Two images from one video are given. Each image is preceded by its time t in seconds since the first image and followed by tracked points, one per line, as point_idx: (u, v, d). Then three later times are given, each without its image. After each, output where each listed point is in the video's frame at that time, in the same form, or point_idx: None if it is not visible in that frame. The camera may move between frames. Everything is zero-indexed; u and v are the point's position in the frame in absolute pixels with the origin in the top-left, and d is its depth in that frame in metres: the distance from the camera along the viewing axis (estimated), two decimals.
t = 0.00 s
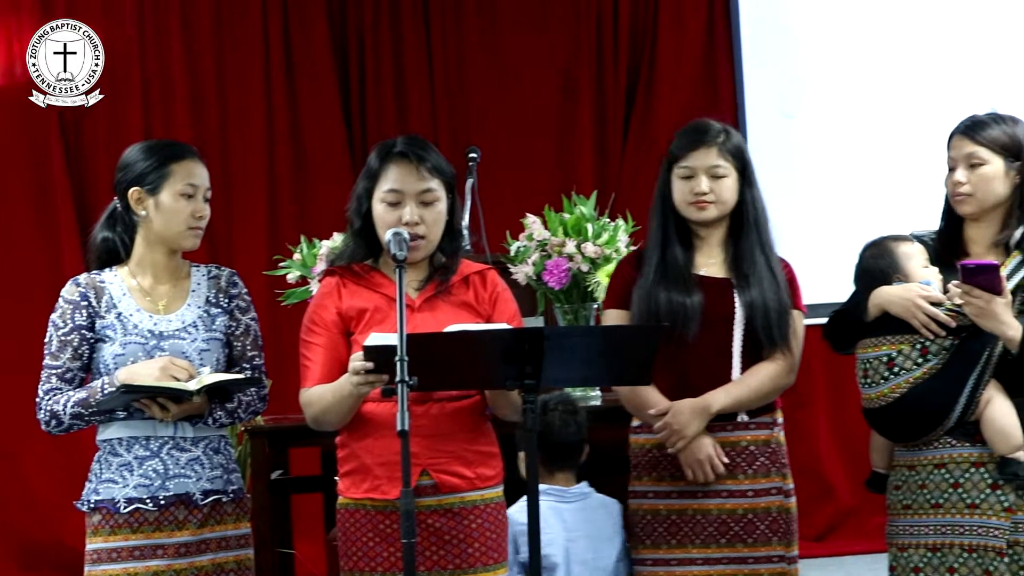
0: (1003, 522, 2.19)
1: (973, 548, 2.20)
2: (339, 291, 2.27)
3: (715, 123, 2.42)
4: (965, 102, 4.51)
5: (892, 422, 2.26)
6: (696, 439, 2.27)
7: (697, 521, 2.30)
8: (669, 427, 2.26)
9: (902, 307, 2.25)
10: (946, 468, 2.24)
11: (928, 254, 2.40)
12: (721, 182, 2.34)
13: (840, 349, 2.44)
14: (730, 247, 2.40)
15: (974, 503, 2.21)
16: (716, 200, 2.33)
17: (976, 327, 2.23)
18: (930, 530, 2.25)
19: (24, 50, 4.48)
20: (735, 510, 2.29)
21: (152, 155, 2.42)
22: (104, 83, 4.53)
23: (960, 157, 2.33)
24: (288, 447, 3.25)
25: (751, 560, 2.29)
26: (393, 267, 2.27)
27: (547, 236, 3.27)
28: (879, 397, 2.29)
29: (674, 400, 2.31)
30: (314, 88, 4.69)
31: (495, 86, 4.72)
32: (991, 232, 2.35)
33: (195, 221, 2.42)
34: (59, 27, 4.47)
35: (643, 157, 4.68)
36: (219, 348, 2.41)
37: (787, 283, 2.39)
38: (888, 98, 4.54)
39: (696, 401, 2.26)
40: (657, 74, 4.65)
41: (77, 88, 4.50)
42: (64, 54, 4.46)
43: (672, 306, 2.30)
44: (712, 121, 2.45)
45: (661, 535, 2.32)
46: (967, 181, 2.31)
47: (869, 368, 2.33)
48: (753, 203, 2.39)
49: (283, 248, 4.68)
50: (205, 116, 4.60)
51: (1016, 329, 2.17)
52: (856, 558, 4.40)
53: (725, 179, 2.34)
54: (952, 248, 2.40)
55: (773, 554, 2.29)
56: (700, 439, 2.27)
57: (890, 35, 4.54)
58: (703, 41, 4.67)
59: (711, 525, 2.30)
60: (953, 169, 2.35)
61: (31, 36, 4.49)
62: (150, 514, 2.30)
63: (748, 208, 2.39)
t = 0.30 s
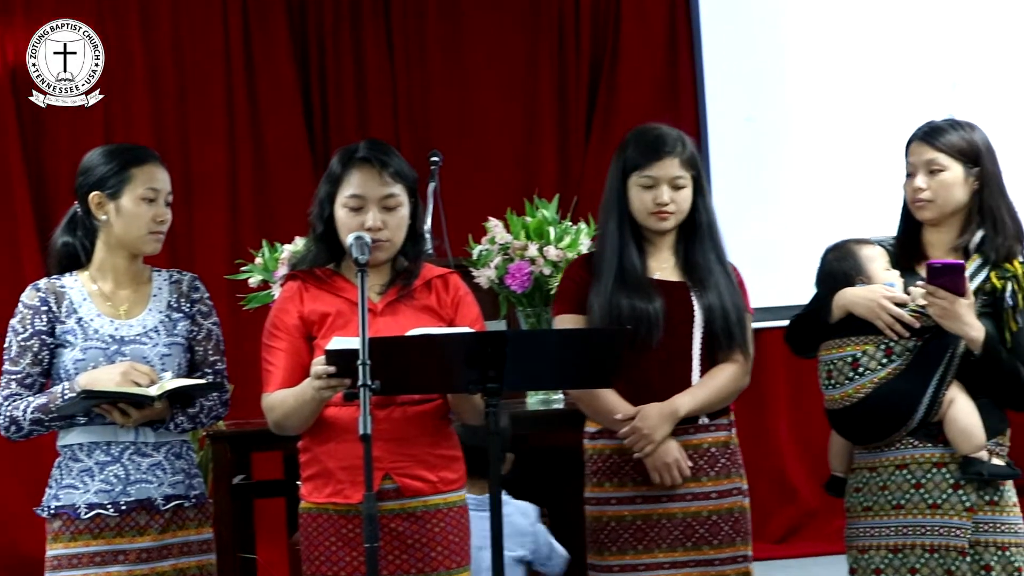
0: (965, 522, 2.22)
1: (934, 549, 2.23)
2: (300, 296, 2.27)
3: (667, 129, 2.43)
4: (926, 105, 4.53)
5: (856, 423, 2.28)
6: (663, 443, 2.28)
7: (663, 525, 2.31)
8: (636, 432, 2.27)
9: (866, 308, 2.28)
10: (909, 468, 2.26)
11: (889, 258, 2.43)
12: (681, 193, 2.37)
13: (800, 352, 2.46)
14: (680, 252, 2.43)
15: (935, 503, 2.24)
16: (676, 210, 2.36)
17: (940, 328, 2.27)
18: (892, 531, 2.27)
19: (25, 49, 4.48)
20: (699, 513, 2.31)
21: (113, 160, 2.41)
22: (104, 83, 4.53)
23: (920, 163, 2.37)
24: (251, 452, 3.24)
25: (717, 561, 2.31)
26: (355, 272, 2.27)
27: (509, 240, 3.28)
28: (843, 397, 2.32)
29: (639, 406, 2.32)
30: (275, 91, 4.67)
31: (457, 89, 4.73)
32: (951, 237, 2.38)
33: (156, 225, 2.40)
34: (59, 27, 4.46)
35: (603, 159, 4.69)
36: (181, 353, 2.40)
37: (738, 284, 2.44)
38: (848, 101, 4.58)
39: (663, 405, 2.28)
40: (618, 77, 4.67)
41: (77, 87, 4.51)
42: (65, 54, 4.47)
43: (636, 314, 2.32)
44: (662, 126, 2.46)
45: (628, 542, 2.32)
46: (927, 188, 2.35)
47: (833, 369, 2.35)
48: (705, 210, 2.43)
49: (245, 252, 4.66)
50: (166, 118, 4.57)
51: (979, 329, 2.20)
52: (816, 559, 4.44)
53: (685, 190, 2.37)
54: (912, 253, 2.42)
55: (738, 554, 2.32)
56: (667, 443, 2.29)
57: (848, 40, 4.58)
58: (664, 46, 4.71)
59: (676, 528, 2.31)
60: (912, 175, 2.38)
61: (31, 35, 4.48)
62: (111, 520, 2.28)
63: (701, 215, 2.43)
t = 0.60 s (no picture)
0: (928, 524, 2.24)
1: (898, 550, 2.25)
2: (266, 300, 2.27)
3: (628, 136, 2.45)
4: (886, 111, 4.59)
5: (821, 425, 2.31)
6: (634, 446, 2.29)
7: (632, 529, 2.33)
8: (607, 435, 2.28)
9: (831, 311, 2.30)
10: (873, 471, 2.28)
11: (851, 261, 2.47)
12: (644, 202, 2.39)
13: (766, 357, 2.51)
14: (641, 257, 2.46)
15: (899, 505, 2.26)
16: (639, 218, 2.39)
17: (903, 331, 2.29)
18: (857, 533, 2.29)
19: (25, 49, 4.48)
20: (667, 516, 2.33)
21: (76, 164, 2.39)
22: (103, 83, 4.53)
23: (883, 169, 2.40)
24: (215, 457, 3.22)
25: (684, 564, 2.33)
26: (320, 275, 2.27)
27: (474, 244, 3.29)
28: (808, 400, 2.34)
29: (608, 409, 2.33)
30: (240, 94, 4.65)
31: (422, 93, 4.72)
32: (912, 242, 2.41)
33: (120, 229, 2.39)
34: (60, 27, 4.46)
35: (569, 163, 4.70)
36: (145, 358, 2.38)
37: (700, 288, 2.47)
38: (810, 107, 4.62)
39: (634, 409, 2.29)
40: (583, 82, 4.70)
41: (76, 87, 4.50)
42: (64, 54, 4.47)
43: (603, 320, 2.33)
44: (621, 133, 2.48)
45: (597, 547, 2.33)
46: (890, 193, 2.38)
47: (798, 371, 2.37)
48: (665, 217, 2.46)
49: (209, 257, 4.64)
50: (132, 121, 4.56)
51: (942, 332, 2.21)
52: (781, 562, 4.47)
53: (647, 199, 2.40)
54: (875, 257, 2.46)
55: (705, 556, 2.34)
56: (637, 446, 2.30)
57: (810, 47, 4.63)
58: (629, 51, 4.73)
59: (645, 532, 2.33)
60: (876, 180, 2.42)
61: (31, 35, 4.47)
62: (74, 525, 2.27)
63: (662, 222, 2.46)
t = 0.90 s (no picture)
0: (900, 528, 2.26)
1: (870, 555, 2.27)
2: (242, 301, 2.26)
3: (604, 140, 2.47)
4: (862, 117, 4.62)
5: (794, 429, 2.32)
6: (612, 449, 2.31)
7: (610, 533, 2.33)
8: (586, 437, 2.29)
9: (805, 315, 2.31)
10: (846, 475, 2.30)
11: (826, 265, 2.49)
12: (620, 205, 2.41)
13: (741, 360, 2.53)
14: (617, 261, 2.48)
15: (872, 510, 2.27)
16: (615, 221, 2.40)
17: (877, 336, 2.31)
18: (829, 537, 2.31)
19: (25, 49, 4.54)
20: (646, 520, 2.34)
21: (53, 168, 2.38)
22: (102, 83, 4.57)
23: (858, 175, 2.43)
24: (192, 461, 3.21)
25: (663, 568, 2.34)
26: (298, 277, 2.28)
27: (452, 249, 3.30)
28: (782, 403, 2.35)
29: (585, 413, 2.34)
30: (218, 97, 4.64)
31: (400, 97, 4.73)
32: (886, 247, 2.44)
33: (96, 234, 2.38)
34: (60, 27, 4.51)
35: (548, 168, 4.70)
36: (123, 362, 2.37)
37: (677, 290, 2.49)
38: (785, 113, 4.65)
39: (612, 411, 2.30)
40: (560, 87, 4.71)
41: (76, 87, 4.55)
42: (62, 53, 4.52)
43: (580, 324, 2.34)
44: (595, 136, 2.50)
45: (575, 551, 2.34)
46: (865, 198, 2.41)
47: (772, 375, 2.39)
48: (641, 220, 2.49)
49: (186, 261, 4.63)
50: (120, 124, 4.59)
51: (915, 336, 2.24)
52: (758, 566, 4.49)
53: (623, 202, 2.41)
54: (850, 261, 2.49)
55: (684, 561, 2.35)
56: (615, 450, 2.31)
57: (787, 51, 4.66)
58: (607, 56, 4.74)
59: (623, 536, 2.33)
60: (850, 186, 2.44)
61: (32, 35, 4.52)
62: (50, 531, 2.26)
63: (637, 225, 2.49)
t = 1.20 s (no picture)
0: (870, 533, 2.28)
1: (840, 560, 2.29)
2: (216, 307, 2.26)
3: (583, 147, 2.47)
4: (832, 124, 4.67)
5: (764, 435, 2.34)
6: (582, 455, 2.31)
7: (582, 538, 2.34)
8: (555, 444, 2.30)
9: (774, 322, 2.34)
10: (815, 480, 2.32)
11: (795, 271, 2.51)
12: (597, 212, 2.42)
13: (709, 366, 2.54)
14: (597, 268, 2.48)
15: (841, 515, 2.29)
16: (592, 229, 2.41)
17: (845, 342, 2.34)
18: (799, 542, 2.32)
19: (23, 49, 4.52)
20: (618, 526, 2.35)
21: (24, 173, 2.37)
22: (100, 84, 4.58)
23: (828, 180, 2.45)
24: (165, 467, 3.20)
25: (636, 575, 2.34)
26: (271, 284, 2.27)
27: (426, 254, 3.31)
28: (752, 410, 2.37)
29: (556, 418, 2.35)
30: (193, 102, 4.62)
31: (375, 103, 4.72)
32: (854, 252, 2.46)
33: (69, 239, 2.37)
34: (59, 27, 4.51)
35: (521, 175, 4.72)
36: (95, 367, 2.36)
37: (654, 297, 2.49)
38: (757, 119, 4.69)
39: (582, 416, 2.31)
40: (534, 94, 4.72)
41: (76, 87, 4.55)
42: (63, 54, 4.51)
43: (553, 331, 2.34)
44: (576, 143, 2.51)
45: (547, 556, 2.35)
46: (835, 203, 2.43)
47: (741, 381, 2.41)
48: (622, 227, 2.48)
49: (159, 267, 4.61)
50: (110, 126, 4.58)
51: (883, 342, 2.25)
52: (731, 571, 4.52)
53: (601, 209, 2.42)
54: (818, 265, 2.51)
55: (657, 568, 2.35)
56: (585, 455, 2.31)
57: (759, 59, 4.70)
58: (580, 63, 4.75)
59: (595, 542, 2.34)
60: (819, 191, 2.46)
61: (32, 35, 4.52)
62: (21, 538, 2.24)
63: (618, 231, 2.48)
